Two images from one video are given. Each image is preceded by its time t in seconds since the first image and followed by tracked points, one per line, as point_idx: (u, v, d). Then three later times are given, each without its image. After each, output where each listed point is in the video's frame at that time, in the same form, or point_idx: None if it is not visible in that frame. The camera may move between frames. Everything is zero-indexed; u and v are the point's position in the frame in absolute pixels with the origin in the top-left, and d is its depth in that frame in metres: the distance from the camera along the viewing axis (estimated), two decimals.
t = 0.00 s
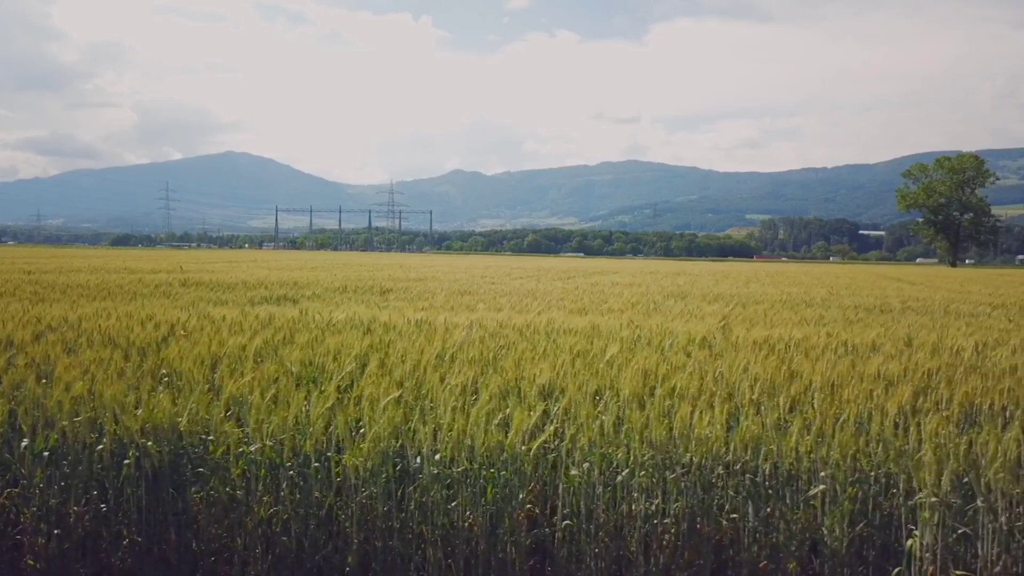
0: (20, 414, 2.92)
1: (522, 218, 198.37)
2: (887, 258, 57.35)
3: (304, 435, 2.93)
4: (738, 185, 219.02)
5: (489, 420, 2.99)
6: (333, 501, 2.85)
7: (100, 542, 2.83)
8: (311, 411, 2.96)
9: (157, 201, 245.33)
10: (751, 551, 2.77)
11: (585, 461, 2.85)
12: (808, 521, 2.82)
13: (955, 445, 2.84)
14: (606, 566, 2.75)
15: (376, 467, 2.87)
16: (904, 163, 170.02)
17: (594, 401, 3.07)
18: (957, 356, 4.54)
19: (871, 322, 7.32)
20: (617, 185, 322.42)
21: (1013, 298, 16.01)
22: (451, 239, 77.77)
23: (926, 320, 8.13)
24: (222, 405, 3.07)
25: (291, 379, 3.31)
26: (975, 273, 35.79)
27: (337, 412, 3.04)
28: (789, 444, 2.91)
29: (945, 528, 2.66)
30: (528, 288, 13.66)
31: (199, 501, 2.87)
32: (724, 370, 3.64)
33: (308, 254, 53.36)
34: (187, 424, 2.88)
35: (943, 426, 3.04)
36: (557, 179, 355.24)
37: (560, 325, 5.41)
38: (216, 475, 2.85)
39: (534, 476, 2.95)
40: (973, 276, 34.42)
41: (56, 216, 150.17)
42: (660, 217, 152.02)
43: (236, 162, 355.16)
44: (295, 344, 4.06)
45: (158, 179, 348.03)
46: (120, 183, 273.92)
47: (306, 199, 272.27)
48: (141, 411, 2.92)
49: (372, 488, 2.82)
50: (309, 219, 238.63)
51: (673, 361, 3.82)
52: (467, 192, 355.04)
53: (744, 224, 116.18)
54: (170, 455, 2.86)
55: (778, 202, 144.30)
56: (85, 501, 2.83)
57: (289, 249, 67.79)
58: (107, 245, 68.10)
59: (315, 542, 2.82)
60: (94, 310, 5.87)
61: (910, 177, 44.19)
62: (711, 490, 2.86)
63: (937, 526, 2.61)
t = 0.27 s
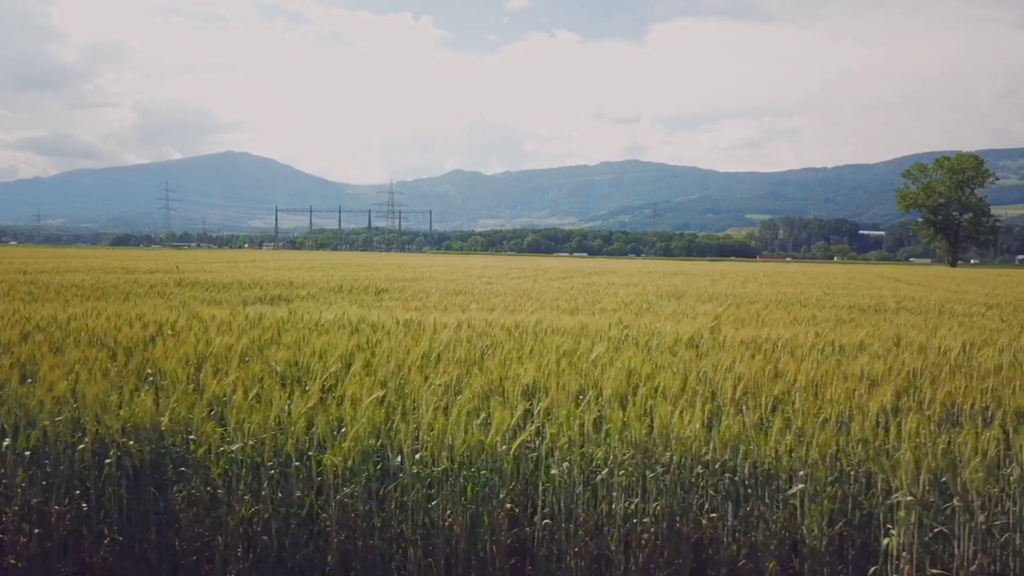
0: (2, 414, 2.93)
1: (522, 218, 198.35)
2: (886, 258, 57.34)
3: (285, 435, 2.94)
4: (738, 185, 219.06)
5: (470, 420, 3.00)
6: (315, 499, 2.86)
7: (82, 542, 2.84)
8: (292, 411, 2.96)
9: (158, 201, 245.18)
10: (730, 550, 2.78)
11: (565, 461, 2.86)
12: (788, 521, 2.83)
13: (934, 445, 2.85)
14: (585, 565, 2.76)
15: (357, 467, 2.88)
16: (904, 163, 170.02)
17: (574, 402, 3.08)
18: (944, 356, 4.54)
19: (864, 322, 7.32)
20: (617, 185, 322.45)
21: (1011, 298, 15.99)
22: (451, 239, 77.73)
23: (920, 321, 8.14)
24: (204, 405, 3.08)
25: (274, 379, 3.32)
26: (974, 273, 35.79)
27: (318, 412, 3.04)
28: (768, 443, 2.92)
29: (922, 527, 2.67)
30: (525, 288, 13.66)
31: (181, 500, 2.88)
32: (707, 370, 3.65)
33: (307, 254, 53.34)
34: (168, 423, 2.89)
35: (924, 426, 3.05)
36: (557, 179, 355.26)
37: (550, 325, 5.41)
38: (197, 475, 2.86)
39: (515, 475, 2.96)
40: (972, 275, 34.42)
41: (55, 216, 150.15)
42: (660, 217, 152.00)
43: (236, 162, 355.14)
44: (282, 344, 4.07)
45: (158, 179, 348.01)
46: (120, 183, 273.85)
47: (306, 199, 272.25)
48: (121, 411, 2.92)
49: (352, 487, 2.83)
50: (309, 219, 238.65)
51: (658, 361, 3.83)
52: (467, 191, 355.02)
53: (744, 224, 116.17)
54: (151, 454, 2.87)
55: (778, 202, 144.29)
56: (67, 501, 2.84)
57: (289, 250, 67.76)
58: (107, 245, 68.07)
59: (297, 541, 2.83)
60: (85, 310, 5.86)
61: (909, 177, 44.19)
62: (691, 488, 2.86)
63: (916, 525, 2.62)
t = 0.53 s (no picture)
0: None
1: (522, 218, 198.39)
2: (886, 258, 57.39)
3: (263, 433, 2.95)
4: (738, 185, 219.07)
5: (449, 419, 3.01)
6: (292, 498, 2.87)
7: (60, 542, 2.86)
8: (271, 409, 2.98)
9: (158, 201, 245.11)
10: (704, 549, 2.80)
11: (541, 460, 2.88)
12: (762, 520, 2.85)
13: (909, 444, 2.86)
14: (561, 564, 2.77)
15: (333, 465, 2.89)
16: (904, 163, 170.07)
17: (552, 401, 3.10)
18: (928, 355, 4.56)
19: (855, 322, 7.34)
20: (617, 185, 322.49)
21: (1008, 298, 15.99)
22: (451, 239, 77.72)
23: (912, 321, 8.14)
24: (184, 404, 3.09)
25: (254, 378, 3.33)
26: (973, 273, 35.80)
27: (297, 410, 3.06)
28: (743, 442, 2.94)
29: (895, 526, 2.69)
30: (520, 289, 13.68)
31: (159, 499, 2.89)
32: (688, 369, 3.66)
33: (307, 255, 53.30)
34: (146, 421, 2.91)
35: (900, 425, 3.06)
36: (557, 179, 355.27)
37: (536, 325, 5.43)
38: (175, 473, 2.87)
39: (492, 475, 2.97)
40: (971, 275, 34.45)
41: (55, 216, 150.17)
42: (660, 217, 152.13)
43: (236, 162, 355.15)
44: (266, 343, 4.08)
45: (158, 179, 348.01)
46: (121, 182, 274.02)
47: (306, 199, 272.24)
48: (100, 410, 2.95)
49: (330, 485, 2.85)
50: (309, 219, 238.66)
51: (640, 360, 3.84)
52: (467, 192, 355.04)
53: (744, 224, 116.17)
54: (127, 453, 2.88)
55: (778, 202, 144.29)
56: (43, 499, 2.85)
57: (289, 249, 67.74)
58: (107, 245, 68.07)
59: (273, 540, 2.85)
60: (73, 309, 5.86)
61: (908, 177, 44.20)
62: (667, 486, 2.87)
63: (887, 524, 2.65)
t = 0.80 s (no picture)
0: None
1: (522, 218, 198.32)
2: (886, 259, 57.36)
3: (240, 431, 2.96)
4: (738, 185, 219.02)
5: (425, 418, 3.02)
6: (269, 497, 2.88)
7: (39, 540, 2.88)
8: (248, 409, 2.99)
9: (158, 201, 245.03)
10: (678, 547, 2.81)
11: (517, 459, 2.89)
12: (737, 518, 2.86)
13: (883, 443, 2.87)
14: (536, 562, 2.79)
15: (309, 463, 2.90)
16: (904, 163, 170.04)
17: (530, 400, 3.11)
18: (912, 354, 4.57)
19: (846, 322, 7.34)
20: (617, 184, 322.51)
21: (1005, 297, 15.97)
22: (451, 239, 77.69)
23: (906, 321, 8.14)
24: (163, 403, 3.11)
25: (234, 377, 3.34)
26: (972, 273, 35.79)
27: (275, 410, 3.07)
28: (719, 441, 2.95)
29: (868, 523, 2.70)
30: (518, 289, 13.67)
31: (137, 498, 2.91)
32: (668, 368, 3.67)
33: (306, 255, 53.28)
34: (124, 420, 2.92)
35: (877, 424, 3.07)
36: (557, 179, 355.22)
37: (524, 325, 5.43)
38: (153, 472, 2.89)
39: (468, 473, 2.98)
40: (970, 275, 34.45)
41: (55, 216, 150.15)
42: (660, 217, 152.12)
43: (236, 162, 355.15)
44: (250, 343, 4.09)
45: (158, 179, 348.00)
46: (121, 182, 273.99)
47: (306, 199, 272.24)
48: (79, 409, 2.96)
49: (305, 484, 2.86)
50: (309, 219, 238.70)
51: (622, 359, 3.85)
52: (467, 192, 355.03)
53: (744, 224, 116.15)
54: (105, 452, 2.89)
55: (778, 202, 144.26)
56: (21, 498, 2.87)
57: (289, 250, 67.73)
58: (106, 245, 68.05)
59: (251, 539, 2.86)
60: (62, 309, 5.86)
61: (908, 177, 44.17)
62: (642, 485, 2.88)
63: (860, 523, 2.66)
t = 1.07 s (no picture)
0: None
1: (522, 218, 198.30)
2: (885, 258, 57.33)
3: (220, 430, 2.98)
4: (738, 185, 219.00)
5: (405, 417, 3.03)
6: (249, 495, 2.89)
7: (20, 538, 2.89)
8: (229, 408, 3.00)
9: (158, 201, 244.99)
10: (656, 546, 2.83)
11: (496, 458, 2.90)
12: (714, 516, 2.87)
13: (859, 442, 2.88)
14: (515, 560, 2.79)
15: (289, 462, 2.91)
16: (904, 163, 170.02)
17: (509, 399, 3.12)
18: (897, 354, 4.56)
19: (839, 322, 7.33)
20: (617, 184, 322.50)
21: (1002, 297, 15.94)
22: (451, 239, 77.66)
23: (900, 321, 8.13)
24: (145, 402, 3.11)
25: (217, 377, 3.35)
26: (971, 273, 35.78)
27: (256, 409, 3.08)
28: (697, 441, 2.96)
29: (845, 522, 2.71)
30: (516, 289, 13.66)
31: (118, 497, 2.92)
32: (651, 368, 3.68)
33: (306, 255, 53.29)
34: (104, 419, 2.93)
35: (856, 423, 3.07)
36: (557, 179, 355.19)
37: (514, 325, 5.43)
38: (133, 471, 2.90)
39: (447, 472, 2.98)
40: (968, 275, 34.43)
41: (55, 216, 150.13)
42: (660, 217, 152.11)
43: (236, 162, 355.15)
44: (235, 343, 4.09)
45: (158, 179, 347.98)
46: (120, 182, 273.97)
47: (305, 199, 272.22)
48: (60, 408, 2.97)
49: (285, 484, 2.87)
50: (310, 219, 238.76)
51: (606, 359, 3.86)
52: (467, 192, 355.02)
53: (744, 224, 116.15)
54: (86, 451, 2.91)
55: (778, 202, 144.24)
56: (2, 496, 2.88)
57: (289, 249, 67.72)
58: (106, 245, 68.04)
59: (230, 537, 2.87)
60: (53, 309, 5.85)
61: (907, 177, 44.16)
62: (620, 483, 2.89)
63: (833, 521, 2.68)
